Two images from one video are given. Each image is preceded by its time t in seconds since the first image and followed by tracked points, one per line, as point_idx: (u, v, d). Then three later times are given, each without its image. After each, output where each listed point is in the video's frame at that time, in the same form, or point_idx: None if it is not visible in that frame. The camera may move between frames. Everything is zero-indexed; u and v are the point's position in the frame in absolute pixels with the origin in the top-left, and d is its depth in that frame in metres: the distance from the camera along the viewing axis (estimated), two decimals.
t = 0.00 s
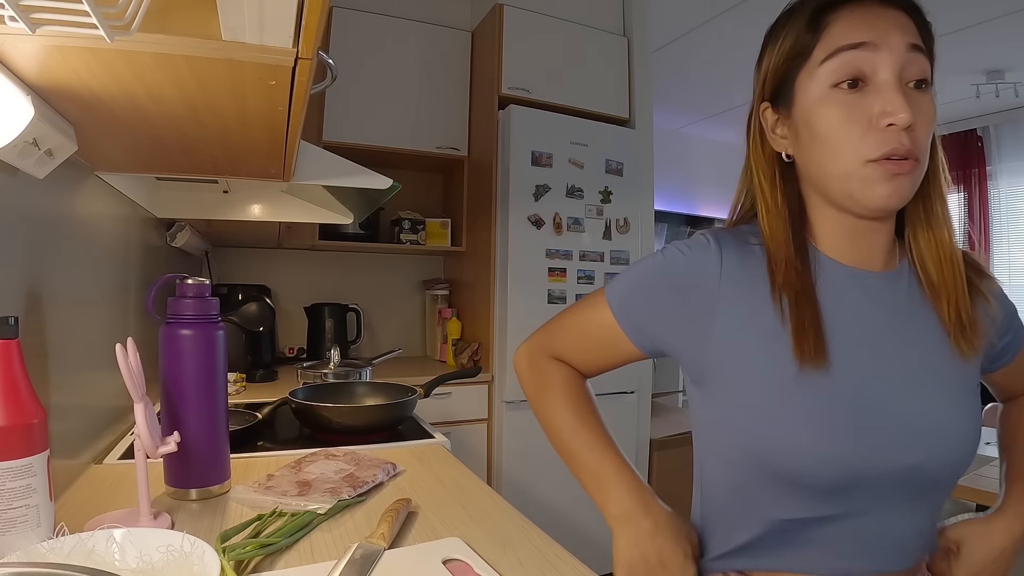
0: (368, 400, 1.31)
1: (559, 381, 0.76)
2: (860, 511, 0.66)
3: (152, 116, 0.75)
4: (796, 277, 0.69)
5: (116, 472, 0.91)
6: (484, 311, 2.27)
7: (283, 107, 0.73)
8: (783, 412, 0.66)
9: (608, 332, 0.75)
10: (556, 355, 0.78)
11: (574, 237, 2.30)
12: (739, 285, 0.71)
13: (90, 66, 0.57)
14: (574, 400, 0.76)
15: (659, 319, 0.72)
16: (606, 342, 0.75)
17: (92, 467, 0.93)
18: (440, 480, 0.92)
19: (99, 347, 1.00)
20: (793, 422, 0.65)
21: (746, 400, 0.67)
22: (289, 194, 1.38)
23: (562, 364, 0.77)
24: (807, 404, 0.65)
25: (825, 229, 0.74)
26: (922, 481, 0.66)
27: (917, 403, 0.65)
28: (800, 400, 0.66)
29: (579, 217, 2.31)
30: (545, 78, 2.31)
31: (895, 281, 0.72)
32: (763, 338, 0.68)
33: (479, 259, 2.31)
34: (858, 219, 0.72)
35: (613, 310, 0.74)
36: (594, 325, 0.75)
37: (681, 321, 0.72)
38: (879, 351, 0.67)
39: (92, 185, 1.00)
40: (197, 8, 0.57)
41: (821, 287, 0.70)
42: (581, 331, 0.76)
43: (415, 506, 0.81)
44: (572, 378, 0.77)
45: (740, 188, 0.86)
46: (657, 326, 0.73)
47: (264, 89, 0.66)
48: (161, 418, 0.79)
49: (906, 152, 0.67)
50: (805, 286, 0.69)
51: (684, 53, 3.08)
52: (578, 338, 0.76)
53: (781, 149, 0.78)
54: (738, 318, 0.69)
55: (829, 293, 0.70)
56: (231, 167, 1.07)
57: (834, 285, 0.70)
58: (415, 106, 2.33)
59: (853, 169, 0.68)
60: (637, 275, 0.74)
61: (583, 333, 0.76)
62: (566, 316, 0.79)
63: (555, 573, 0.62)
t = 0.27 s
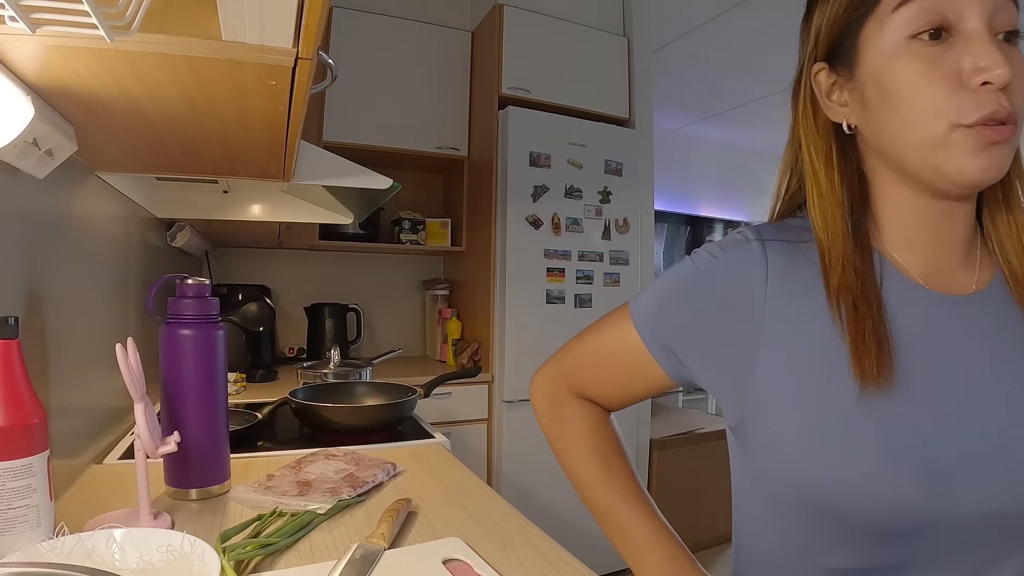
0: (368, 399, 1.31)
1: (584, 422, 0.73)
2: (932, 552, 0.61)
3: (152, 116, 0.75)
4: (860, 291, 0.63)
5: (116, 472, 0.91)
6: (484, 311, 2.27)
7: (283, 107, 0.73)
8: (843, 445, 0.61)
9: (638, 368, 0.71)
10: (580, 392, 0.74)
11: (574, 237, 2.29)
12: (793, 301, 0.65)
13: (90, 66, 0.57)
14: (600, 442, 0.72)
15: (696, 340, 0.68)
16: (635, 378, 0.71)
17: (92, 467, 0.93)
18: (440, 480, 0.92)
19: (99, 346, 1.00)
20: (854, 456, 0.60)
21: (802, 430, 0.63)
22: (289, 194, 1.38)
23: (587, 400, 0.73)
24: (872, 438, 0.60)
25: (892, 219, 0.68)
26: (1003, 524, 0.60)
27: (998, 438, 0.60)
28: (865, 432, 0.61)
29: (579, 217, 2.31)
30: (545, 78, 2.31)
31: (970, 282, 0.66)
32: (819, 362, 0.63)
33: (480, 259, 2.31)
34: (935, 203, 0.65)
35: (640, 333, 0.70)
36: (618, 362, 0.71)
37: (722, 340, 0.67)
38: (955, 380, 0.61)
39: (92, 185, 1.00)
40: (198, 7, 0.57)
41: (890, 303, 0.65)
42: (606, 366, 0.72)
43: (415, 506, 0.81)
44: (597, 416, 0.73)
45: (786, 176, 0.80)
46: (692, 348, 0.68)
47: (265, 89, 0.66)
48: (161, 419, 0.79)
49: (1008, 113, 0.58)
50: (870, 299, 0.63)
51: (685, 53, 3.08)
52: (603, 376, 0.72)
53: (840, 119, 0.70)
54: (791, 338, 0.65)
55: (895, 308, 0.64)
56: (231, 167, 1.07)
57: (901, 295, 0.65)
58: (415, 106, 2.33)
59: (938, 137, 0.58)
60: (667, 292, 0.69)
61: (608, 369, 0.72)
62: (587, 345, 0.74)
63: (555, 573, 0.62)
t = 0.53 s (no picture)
0: (368, 400, 1.31)
1: (659, 451, 0.66)
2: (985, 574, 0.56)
3: (152, 116, 0.75)
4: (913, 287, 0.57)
5: (115, 472, 0.91)
6: (484, 311, 2.27)
7: (283, 107, 0.73)
8: (883, 457, 0.57)
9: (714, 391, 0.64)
10: (654, 419, 0.67)
11: (574, 237, 2.30)
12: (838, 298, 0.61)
13: (89, 66, 0.57)
14: (676, 475, 0.65)
15: (749, 348, 0.63)
16: (708, 400, 0.65)
17: (92, 467, 0.93)
18: (440, 479, 0.92)
19: (99, 346, 1.00)
20: (895, 468, 0.56)
21: (842, 437, 0.59)
22: (288, 194, 1.38)
23: (663, 430, 0.67)
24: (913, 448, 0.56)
25: (971, 196, 0.58)
26: None
27: None
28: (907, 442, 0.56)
29: (579, 217, 2.31)
30: (545, 78, 2.31)
31: None
32: (863, 365, 0.59)
33: (480, 259, 2.31)
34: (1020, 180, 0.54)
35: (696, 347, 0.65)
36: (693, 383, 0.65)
37: (774, 346, 0.63)
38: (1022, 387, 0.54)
39: (92, 185, 0.99)
40: (198, 8, 0.57)
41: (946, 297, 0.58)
42: (678, 390, 0.66)
43: (415, 506, 0.81)
44: (677, 446, 0.66)
45: (855, 144, 0.71)
46: (748, 356, 0.63)
47: (265, 89, 0.66)
48: (161, 419, 0.80)
49: None
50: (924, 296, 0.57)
51: (685, 53, 3.08)
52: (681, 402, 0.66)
53: (921, 69, 0.57)
54: (834, 339, 0.60)
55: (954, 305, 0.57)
56: (231, 167, 1.07)
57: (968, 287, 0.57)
58: (415, 106, 2.33)
59: None
60: (721, 304, 0.65)
61: (678, 392, 0.66)
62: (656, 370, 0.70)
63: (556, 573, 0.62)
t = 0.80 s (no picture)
0: (368, 400, 1.31)
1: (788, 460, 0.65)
2: None
3: (152, 116, 0.75)
4: (1003, 270, 0.50)
5: (116, 472, 0.91)
6: (484, 311, 2.27)
7: (283, 107, 0.73)
8: (965, 456, 0.52)
9: (841, 402, 0.63)
10: (784, 429, 0.67)
11: (574, 237, 2.30)
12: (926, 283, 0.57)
13: (89, 65, 0.57)
14: (807, 485, 0.64)
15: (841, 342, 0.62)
16: (836, 416, 0.64)
17: (93, 467, 0.93)
18: (440, 480, 0.92)
19: (99, 346, 1.00)
20: (978, 470, 0.51)
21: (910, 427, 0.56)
22: (289, 194, 1.39)
23: (795, 440, 0.66)
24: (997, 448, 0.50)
25: None
26: None
27: None
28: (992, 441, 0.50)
29: (579, 217, 2.31)
30: (544, 78, 2.31)
31: None
32: (946, 355, 0.55)
33: (479, 259, 2.31)
34: None
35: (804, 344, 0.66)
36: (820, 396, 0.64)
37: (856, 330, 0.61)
38: None
39: (92, 185, 0.99)
40: (199, 8, 0.57)
41: None
42: (808, 399, 0.65)
43: (415, 506, 0.81)
44: (810, 459, 0.65)
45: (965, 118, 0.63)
46: (843, 350, 0.62)
47: (265, 89, 0.66)
48: (161, 419, 0.80)
49: None
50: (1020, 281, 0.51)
51: (685, 53, 3.08)
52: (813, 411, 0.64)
53: None
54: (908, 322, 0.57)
55: None
56: (231, 167, 1.07)
57: None
58: (415, 106, 2.33)
59: None
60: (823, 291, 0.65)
61: (807, 403, 0.65)
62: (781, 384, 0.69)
63: (556, 573, 0.62)
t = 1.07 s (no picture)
0: (368, 399, 1.31)
1: (850, 440, 0.67)
2: None
3: (152, 116, 0.75)
4: None
5: (115, 472, 0.91)
6: (484, 311, 2.27)
7: (283, 107, 0.73)
8: (990, 448, 0.54)
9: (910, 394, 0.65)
10: (852, 415, 0.69)
11: (574, 237, 2.30)
12: (982, 282, 0.59)
13: (89, 65, 0.57)
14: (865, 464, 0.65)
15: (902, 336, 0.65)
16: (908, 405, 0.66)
17: (93, 467, 0.93)
18: (440, 480, 0.92)
19: (98, 346, 1.00)
20: (1002, 461, 0.53)
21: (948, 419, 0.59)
22: (288, 194, 1.38)
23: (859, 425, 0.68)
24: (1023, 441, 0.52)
25: None
26: None
27: None
28: (1020, 438, 0.52)
29: (579, 217, 2.31)
30: (545, 78, 2.31)
31: None
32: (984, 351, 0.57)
33: (479, 259, 2.31)
34: None
35: (876, 342, 0.69)
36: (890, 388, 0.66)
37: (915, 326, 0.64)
38: None
39: (92, 185, 0.99)
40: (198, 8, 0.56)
41: None
42: (879, 388, 0.67)
43: (415, 506, 0.81)
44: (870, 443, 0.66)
45: None
46: (904, 344, 0.65)
47: (265, 89, 0.66)
48: (161, 419, 0.80)
49: None
50: None
51: (685, 53, 3.08)
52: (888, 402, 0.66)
53: None
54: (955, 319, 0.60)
55: None
56: (230, 166, 1.07)
57: None
58: (415, 106, 2.33)
59: None
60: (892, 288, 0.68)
61: (878, 392, 0.67)
62: (856, 378, 0.71)
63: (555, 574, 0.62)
